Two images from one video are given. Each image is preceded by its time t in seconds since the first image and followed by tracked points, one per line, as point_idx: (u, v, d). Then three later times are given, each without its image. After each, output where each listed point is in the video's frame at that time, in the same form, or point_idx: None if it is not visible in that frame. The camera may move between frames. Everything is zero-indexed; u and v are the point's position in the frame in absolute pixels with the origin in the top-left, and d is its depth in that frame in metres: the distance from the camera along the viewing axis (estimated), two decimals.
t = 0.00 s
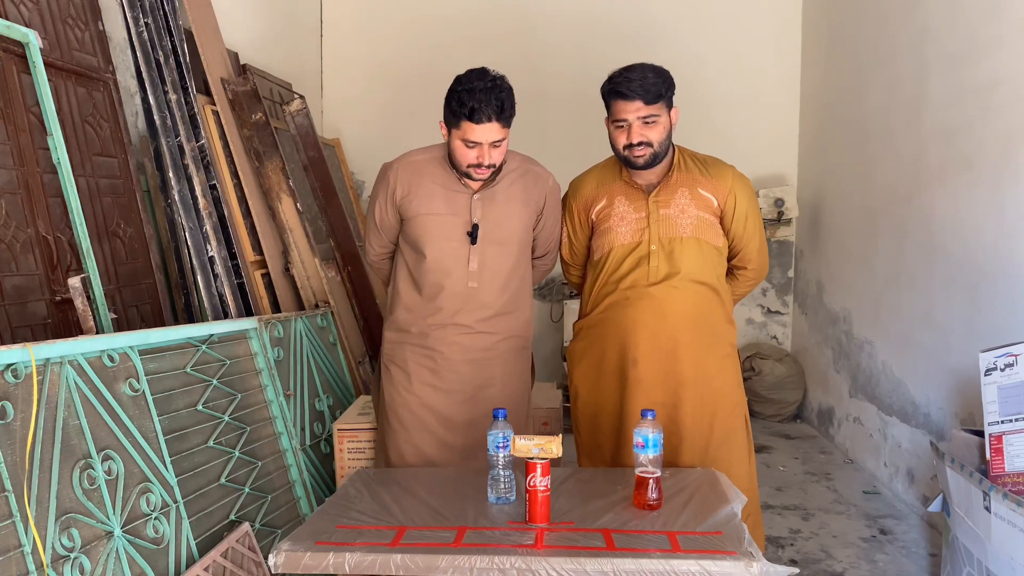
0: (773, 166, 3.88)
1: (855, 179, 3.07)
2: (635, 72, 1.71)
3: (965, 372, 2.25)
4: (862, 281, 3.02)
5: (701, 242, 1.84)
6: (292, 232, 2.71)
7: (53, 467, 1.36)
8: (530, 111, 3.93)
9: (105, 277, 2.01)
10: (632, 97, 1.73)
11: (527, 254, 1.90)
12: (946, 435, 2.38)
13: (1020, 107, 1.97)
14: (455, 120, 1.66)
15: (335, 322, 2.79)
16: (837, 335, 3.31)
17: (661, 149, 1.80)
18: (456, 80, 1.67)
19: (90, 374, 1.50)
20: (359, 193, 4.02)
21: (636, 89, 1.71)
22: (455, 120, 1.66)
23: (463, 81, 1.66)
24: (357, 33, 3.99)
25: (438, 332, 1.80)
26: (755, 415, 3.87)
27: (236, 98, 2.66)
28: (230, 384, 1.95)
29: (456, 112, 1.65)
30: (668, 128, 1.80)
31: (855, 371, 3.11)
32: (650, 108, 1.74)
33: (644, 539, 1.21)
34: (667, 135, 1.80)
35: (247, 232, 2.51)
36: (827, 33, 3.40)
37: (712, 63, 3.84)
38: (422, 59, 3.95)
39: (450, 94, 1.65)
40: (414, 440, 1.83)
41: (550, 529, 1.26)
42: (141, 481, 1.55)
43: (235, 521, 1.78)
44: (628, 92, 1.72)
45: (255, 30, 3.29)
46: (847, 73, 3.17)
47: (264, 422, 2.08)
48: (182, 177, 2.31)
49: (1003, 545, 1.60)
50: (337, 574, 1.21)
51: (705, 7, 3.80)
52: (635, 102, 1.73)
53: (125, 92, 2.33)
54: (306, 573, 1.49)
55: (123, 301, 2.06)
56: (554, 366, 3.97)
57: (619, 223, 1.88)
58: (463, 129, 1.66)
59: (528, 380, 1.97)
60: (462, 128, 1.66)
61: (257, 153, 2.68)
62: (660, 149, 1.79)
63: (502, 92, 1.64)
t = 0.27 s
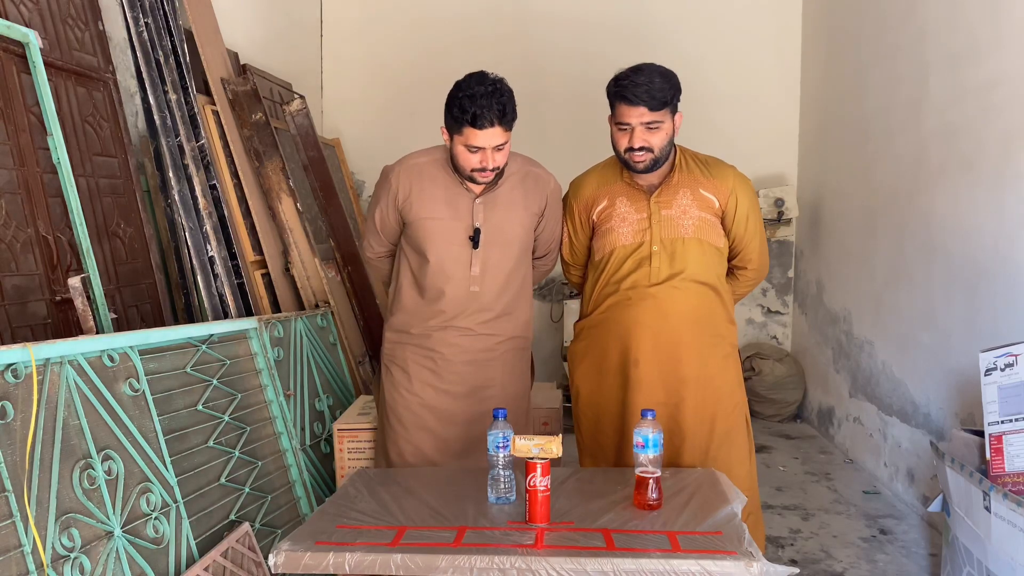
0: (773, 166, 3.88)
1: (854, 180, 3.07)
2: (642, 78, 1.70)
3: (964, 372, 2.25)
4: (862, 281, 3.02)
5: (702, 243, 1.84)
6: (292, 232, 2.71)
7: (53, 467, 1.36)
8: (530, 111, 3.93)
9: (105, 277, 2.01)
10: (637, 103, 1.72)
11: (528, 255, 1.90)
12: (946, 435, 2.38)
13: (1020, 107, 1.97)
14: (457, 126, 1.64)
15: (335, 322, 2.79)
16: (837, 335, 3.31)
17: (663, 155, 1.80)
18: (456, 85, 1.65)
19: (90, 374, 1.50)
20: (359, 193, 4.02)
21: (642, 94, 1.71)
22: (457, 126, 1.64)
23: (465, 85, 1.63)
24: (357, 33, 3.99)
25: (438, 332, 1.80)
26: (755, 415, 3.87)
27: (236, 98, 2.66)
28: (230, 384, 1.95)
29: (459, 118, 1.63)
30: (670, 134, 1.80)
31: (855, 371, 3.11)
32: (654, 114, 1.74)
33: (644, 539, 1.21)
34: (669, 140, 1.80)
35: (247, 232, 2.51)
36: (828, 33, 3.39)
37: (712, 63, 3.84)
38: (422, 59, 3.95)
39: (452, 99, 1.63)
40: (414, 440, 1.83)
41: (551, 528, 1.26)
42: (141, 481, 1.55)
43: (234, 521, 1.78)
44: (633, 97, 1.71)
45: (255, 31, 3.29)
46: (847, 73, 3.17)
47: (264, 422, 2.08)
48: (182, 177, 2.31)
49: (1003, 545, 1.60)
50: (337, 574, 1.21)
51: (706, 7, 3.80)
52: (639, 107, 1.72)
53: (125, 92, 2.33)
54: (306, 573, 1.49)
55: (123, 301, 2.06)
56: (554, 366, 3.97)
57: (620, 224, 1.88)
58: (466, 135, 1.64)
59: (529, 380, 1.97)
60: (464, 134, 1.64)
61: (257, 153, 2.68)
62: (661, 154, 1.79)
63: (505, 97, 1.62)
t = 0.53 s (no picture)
0: (773, 166, 3.88)
1: (855, 180, 3.07)
2: (642, 81, 1.70)
3: (964, 372, 2.25)
4: (862, 281, 3.02)
5: (702, 244, 1.84)
6: (292, 233, 2.71)
7: (53, 467, 1.36)
8: (530, 111, 3.93)
9: (105, 277, 2.01)
10: (637, 106, 1.71)
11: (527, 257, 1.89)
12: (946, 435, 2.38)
13: (1020, 107, 1.97)
14: (458, 130, 1.63)
15: (335, 322, 2.79)
16: (837, 335, 3.31)
17: (664, 156, 1.80)
18: (460, 88, 1.64)
19: (90, 374, 1.50)
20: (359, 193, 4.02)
21: (643, 98, 1.70)
22: (458, 129, 1.64)
23: (469, 88, 1.62)
24: (357, 32, 3.99)
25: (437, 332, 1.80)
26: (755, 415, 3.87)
27: (236, 98, 2.66)
28: (230, 384, 1.95)
29: (461, 122, 1.62)
30: (671, 135, 1.80)
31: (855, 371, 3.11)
32: (656, 117, 1.73)
33: (644, 539, 1.21)
34: (670, 142, 1.79)
35: (247, 232, 2.51)
36: (828, 33, 3.39)
37: (712, 63, 3.84)
38: (421, 59, 3.95)
39: (454, 102, 1.62)
40: (414, 440, 1.83)
41: (551, 529, 1.26)
42: (141, 481, 1.55)
43: (234, 521, 1.78)
44: (634, 101, 1.71)
45: (255, 31, 3.30)
46: (847, 73, 3.17)
47: (264, 422, 2.08)
48: (182, 177, 2.31)
49: (1003, 545, 1.60)
50: (337, 574, 1.21)
51: (706, 7, 3.80)
52: (640, 110, 1.72)
53: (125, 92, 2.34)
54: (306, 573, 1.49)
55: (123, 301, 2.06)
56: (554, 366, 3.97)
57: (621, 224, 1.88)
58: (467, 138, 1.63)
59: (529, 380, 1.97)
60: (465, 138, 1.63)
61: (257, 153, 2.69)
62: (662, 156, 1.79)
63: (509, 103, 1.61)
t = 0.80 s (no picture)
0: (774, 166, 3.88)
1: (855, 180, 3.07)
2: (639, 90, 1.66)
3: (965, 372, 2.25)
4: (862, 281, 3.02)
5: (699, 247, 1.84)
6: (292, 232, 2.71)
7: (53, 467, 1.36)
8: (530, 111, 3.93)
9: (105, 277, 2.01)
10: (635, 115, 1.68)
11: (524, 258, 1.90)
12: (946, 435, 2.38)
13: (1020, 107, 1.98)
14: (450, 135, 1.60)
15: (335, 322, 2.79)
16: (837, 335, 3.31)
17: (661, 161, 1.78)
18: (453, 91, 1.61)
19: (90, 374, 1.50)
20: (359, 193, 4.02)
21: (640, 107, 1.67)
22: (450, 134, 1.61)
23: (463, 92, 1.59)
24: (357, 32, 3.99)
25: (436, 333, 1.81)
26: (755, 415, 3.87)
27: (236, 98, 2.67)
28: (230, 384, 1.95)
29: (454, 126, 1.59)
30: (669, 140, 1.77)
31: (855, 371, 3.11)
32: (653, 124, 1.71)
33: (644, 539, 1.21)
34: (667, 147, 1.78)
35: (247, 232, 2.51)
36: (828, 33, 3.39)
37: (712, 63, 3.84)
38: (422, 59, 3.95)
39: (447, 106, 1.59)
40: (414, 440, 1.83)
41: (551, 529, 1.26)
42: (141, 481, 1.55)
43: (234, 521, 1.78)
44: (631, 110, 1.68)
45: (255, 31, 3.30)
46: (847, 73, 3.17)
47: (264, 422, 2.08)
48: (182, 177, 2.32)
49: (1003, 545, 1.60)
50: (337, 574, 1.21)
51: (706, 7, 3.80)
52: (638, 119, 1.69)
53: (125, 92, 2.35)
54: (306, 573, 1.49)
55: (123, 301, 2.06)
56: (554, 366, 3.97)
57: (618, 228, 1.88)
58: (459, 144, 1.60)
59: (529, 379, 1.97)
60: (457, 142, 1.60)
61: (257, 153, 2.69)
62: (660, 161, 1.78)
63: (502, 109, 1.57)
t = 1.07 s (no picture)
0: (774, 166, 3.88)
1: (854, 180, 3.07)
2: (636, 102, 1.64)
3: (965, 372, 2.25)
4: (862, 281, 3.02)
5: (702, 247, 1.85)
6: (292, 232, 2.71)
7: (53, 467, 1.36)
8: (529, 111, 3.93)
9: (105, 277, 2.01)
10: (633, 127, 1.67)
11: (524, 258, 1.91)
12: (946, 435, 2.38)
13: (1020, 107, 1.98)
14: (445, 145, 1.58)
15: (335, 322, 2.79)
16: (837, 335, 3.31)
17: (660, 168, 1.77)
18: (446, 103, 1.58)
19: (90, 374, 1.50)
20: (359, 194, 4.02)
21: (639, 119, 1.65)
22: (445, 144, 1.59)
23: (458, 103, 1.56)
24: (357, 32, 3.99)
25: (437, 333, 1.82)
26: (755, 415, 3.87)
27: (236, 98, 2.67)
28: (230, 384, 1.95)
29: (449, 138, 1.56)
30: (667, 146, 1.76)
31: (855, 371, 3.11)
32: (652, 134, 1.69)
33: (644, 539, 1.21)
34: (665, 153, 1.77)
35: (247, 232, 2.51)
36: (828, 33, 3.39)
37: (712, 63, 3.84)
38: (422, 59, 3.95)
39: (441, 117, 1.57)
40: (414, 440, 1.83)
41: (551, 528, 1.26)
42: (141, 481, 1.55)
43: (234, 521, 1.78)
44: (630, 122, 1.66)
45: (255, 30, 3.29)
46: (847, 73, 3.17)
47: (264, 422, 2.08)
48: (182, 177, 2.32)
49: (1003, 545, 1.60)
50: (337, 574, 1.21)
51: (706, 7, 3.79)
52: (636, 131, 1.67)
53: (125, 92, 2.35)
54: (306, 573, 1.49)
55: (123, 301, 2.07)
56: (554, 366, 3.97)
57: (622, 235, 1.87)
58: (454, 155, 1.58)
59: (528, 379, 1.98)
60: (453, 153, 1.59)
61: (257, 154, 2.69)
62: (659, 167, 1.77)
63: (498, 120, 1.55)
